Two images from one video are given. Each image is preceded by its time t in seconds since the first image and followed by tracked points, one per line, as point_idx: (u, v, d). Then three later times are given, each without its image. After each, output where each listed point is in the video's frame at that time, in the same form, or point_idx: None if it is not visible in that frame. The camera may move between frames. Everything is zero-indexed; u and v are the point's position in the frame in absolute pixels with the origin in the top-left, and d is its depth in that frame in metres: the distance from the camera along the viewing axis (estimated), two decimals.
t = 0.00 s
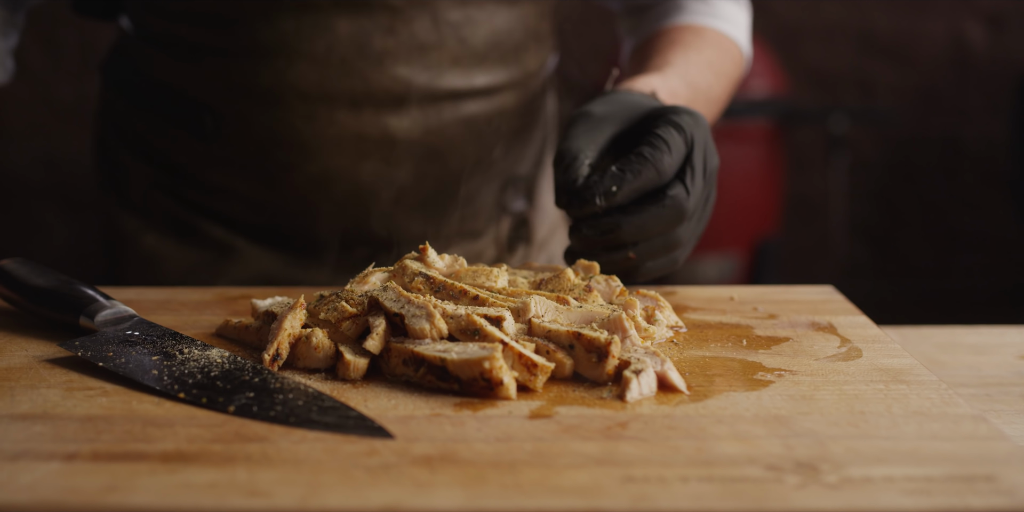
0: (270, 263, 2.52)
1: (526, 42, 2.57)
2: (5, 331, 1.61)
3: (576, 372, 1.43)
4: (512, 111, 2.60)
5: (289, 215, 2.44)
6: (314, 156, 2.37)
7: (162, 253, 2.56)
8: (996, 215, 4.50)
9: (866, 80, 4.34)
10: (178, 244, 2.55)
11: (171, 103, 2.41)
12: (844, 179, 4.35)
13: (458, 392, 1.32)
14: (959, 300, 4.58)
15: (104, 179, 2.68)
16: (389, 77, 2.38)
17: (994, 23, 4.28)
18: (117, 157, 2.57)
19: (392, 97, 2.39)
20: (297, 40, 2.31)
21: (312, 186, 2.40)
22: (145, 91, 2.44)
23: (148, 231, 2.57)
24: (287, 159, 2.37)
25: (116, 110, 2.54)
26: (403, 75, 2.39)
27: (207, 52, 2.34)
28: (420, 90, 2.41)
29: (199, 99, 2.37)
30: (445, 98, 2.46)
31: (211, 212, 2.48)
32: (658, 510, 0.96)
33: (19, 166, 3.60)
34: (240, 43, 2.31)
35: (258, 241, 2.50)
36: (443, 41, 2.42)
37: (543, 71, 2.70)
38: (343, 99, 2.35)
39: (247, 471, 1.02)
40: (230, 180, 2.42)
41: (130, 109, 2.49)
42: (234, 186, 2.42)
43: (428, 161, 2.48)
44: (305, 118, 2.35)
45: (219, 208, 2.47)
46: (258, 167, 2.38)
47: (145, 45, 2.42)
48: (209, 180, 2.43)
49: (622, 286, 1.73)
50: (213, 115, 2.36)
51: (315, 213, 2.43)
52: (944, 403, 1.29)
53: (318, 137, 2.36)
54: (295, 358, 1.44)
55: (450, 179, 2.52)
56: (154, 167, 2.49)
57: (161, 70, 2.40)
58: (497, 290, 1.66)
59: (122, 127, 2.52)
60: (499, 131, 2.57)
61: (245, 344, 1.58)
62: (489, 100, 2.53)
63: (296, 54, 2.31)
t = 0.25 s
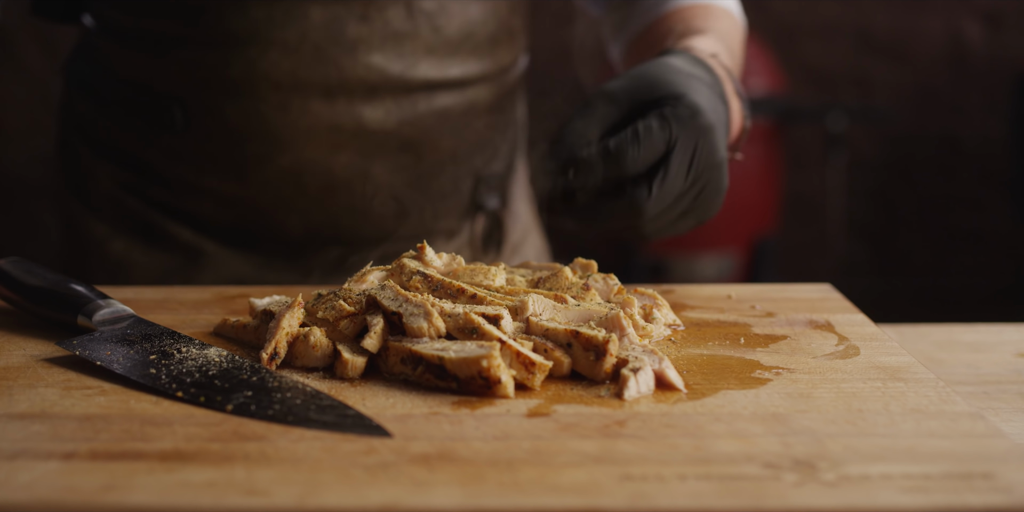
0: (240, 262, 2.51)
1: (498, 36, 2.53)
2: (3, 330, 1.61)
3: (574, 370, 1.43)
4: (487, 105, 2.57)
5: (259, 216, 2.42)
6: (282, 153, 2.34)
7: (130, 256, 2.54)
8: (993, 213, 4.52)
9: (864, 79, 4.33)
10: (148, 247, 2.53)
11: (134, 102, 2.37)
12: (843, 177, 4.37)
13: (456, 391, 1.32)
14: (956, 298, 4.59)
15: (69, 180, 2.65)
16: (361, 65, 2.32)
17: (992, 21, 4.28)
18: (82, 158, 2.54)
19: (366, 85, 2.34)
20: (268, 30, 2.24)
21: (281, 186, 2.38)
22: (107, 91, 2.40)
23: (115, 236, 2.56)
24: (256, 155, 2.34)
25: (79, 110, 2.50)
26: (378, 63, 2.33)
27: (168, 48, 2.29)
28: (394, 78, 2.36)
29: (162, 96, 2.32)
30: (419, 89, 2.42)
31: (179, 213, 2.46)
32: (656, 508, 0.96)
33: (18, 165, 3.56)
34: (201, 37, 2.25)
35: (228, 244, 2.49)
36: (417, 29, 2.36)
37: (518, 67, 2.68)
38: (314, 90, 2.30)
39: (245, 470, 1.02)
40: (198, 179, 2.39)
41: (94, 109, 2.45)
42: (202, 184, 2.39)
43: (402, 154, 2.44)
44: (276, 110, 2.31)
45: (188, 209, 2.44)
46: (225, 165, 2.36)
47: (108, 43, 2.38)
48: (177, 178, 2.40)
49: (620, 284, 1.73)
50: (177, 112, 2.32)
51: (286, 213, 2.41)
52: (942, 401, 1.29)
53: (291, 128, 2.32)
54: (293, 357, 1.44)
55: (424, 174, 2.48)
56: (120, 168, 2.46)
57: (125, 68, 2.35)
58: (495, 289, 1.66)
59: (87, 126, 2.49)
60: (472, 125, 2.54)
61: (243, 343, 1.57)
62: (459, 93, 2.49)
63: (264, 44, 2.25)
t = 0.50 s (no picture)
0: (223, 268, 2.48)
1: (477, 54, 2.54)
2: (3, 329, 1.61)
3: (574, 369, 1.43)
4: (464, 124, 2.59)
5: (244, 228, 2.42)
6: (265, 172, 2.34)
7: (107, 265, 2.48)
8: (994, 212, 4.51)
9: (865, 78, 4.33)
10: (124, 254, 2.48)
11: (115, 114, 2.34)
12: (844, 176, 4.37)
13: (456, 390, 1.32)
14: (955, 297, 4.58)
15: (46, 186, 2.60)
16: (344, 91, 2.32)
17: (992, 21, 4.27)
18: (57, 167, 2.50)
19: (348, 111, 2.35)
20: (252, 54, 2.23)
21: (268, 199, 2.39)
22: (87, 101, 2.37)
23: (95, 240, 2.49)
24: (239, 175, 2.35)
25: (58, 118, 2.46)
26: (359, 88, 2.33)
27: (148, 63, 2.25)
28: (376, 105, 2.37)
29: (144, 111, 2.30)
30: (400, 113, 2.42)
31: (163, 223, 2.44)
32: (655, 508, 0.96)
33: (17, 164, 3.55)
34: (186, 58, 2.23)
35: (212, 254, 2.48)
36: (399, 55, 2.36)
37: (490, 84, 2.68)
38: (298, 113, 2.31)
39: (245, 469, 1.02)
40: (182, 191, 2.38)
41: (74, 115, 2.41)
42: (184, 199, 2.39)
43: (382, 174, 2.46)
44: (260, 133, 2.31)
45: (172, 219, 2.43)
46: (212, 178, 2.35)
47: (85, 52, 2.34)
48: (157, 192, 2.39)
49: (620, 283, 1.73)
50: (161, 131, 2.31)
51: (272, 224, 2.42)
52: (942, 400, 1.29)
53: (276, 148, 2.32)
54: (293, 356, 1.44)
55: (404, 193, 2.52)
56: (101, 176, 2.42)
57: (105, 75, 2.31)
58: (495, 288, 1.66)
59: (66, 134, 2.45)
60: (451, 143, 2.56)
61: (243, 342, 1.57)
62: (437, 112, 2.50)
63: (247, 68, 2.24)
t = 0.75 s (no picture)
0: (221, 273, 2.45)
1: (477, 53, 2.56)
2: (4, 329, 1.61)
3: (575, 369, 1.43)
4: (465, 121, 2.60)
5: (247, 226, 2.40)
6: (270, 169, 2.33)
7: (101, 267, 2.41)
8: (996, 212, 4.50)
9: (866, 78, 4.32)
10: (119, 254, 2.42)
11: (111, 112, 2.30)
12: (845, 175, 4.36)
13: (457, 390, 1.32)
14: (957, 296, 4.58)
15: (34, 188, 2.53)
16: (349, 87, 2.32)
17: (993, 20, 4.27)
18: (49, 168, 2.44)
19: (354, 108, 2.35)
20: (257, 52, 2.23)
21: (273, 196, 2.37)
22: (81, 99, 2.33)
23: (92, 243, 2.42)
24: (242, 173, 2.32)
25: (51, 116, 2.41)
26: (366, 85, 2.34)
27: (148, 60, 2.22)
28: (380, 102, 2.37)
29: (143, 109, 2.27)
30: (404, 110, 2.43)
31: (161, 223, 2.40)
32: (657, 509, 0.96)
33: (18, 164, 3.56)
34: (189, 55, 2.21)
35: (212, 254, 2.44)
36: (405, 52, 2.38)
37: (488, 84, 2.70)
38: (303, 112, 2.30)
39: (246, 469, 1.02)
40: (183, 190, 2.34)
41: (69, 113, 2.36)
42: (184, 198, 2.35)
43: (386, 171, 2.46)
44: (265, 130, 2.29)
45: (171, 219, 2.39)
46: (215, 176, 2.32)
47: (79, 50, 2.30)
48: (156, 192, 2.35)
49: (622, 283, 1.73)
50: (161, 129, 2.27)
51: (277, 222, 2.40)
52: (943, 400, 1.29)
53: (283, 145, 2.31)
54: (294, 356, 1.44)
55: (406, 190, 2.52)
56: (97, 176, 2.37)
57: (103, 73, 2.27)
58: (496, 288, 1.66)
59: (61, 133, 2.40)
60: (452, 140, 2.57)
61: (243, 341, 1.57)
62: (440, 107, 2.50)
63: (253, 66, 2.23)
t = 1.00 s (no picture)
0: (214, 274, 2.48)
1: (478, 43, 2.58)
2: (4, 330, 1.61)
3: (577, 370, 1.42)
4: (466, 112, 2.61)
5: (244, 215, 2.40)
6: (270, 153, 2.33)
7: (102, 262, 2.44)
8: (999, 212, 4.49)
9: (868, 78, 4.31)
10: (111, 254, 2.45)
11: (106, 100, 2.27)
12: (847, 175, 4.35)
13: (458, 390, 1.31)
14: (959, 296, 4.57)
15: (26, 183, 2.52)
16: (351, 70, 2.33)
17: (996, 20, 4.26)
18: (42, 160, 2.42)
19: (356, 91, 2.36)
20: (258, 33, 2.23)
21: (272, 182, 2.37)
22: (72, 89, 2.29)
23: (87, 242, 2.44)
24: (243, 156, 2.32)
25: (42, 110, 2.40)
26: (368, 67, 2.35)
27: (144, 50, 2.22)
28: (381, 85, 2.38)
29: (140, 96, 2.24)
30: (406, 96, 2.44)
31: (157, 215, 2.39)
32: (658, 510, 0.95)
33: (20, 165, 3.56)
34: (188, 39, 2.21)
35: (210, 244, 2.45)
36: (406, 36, 2.39)
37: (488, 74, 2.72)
38: (304, 94, 2.31)
39: (246, 470, 1.02)
40: (180, 179, 2.34)
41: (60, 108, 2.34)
42: (184, 186, 2.35)
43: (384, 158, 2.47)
44: (266, 112, 2.29)
45: (167, 210, 2.38)
46: (213, 165, 2.32)
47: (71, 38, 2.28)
48: (155, 181, 2.34)
49: (623, 284, 1.73)
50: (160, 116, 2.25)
51: (276, 209, 2.41)
52: (946, 401, 1.28)
53: (283, 129, 2.31)
54: (295, 357, 1.44)
55: (406, 179, 2.52)
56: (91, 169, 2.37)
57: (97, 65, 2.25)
58: (497, 288, 1.66)
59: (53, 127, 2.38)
60: (453, 129, 2.58)
61: (244, 342, 1.57)
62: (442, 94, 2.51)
63: (253, 46, 2.23)
